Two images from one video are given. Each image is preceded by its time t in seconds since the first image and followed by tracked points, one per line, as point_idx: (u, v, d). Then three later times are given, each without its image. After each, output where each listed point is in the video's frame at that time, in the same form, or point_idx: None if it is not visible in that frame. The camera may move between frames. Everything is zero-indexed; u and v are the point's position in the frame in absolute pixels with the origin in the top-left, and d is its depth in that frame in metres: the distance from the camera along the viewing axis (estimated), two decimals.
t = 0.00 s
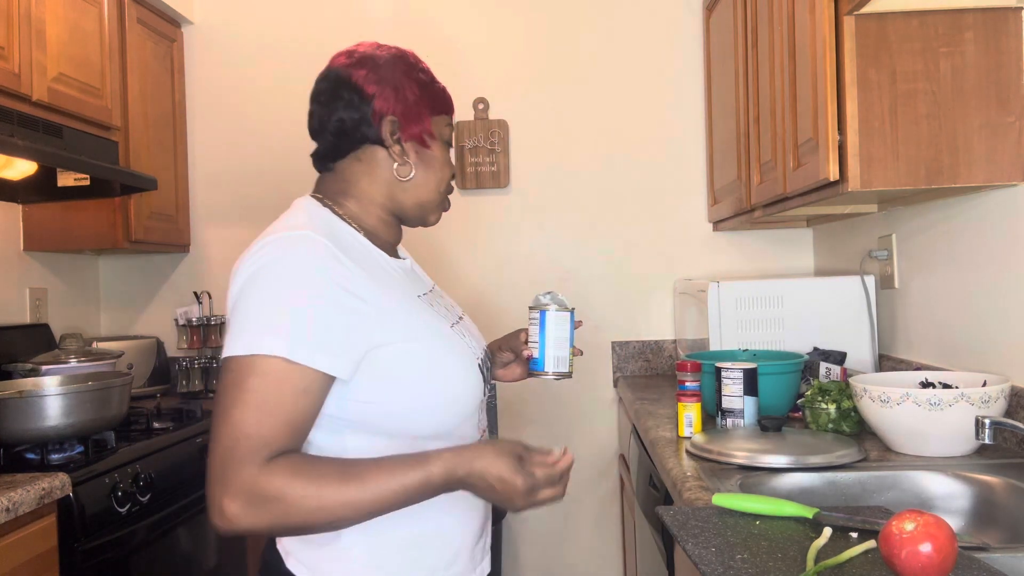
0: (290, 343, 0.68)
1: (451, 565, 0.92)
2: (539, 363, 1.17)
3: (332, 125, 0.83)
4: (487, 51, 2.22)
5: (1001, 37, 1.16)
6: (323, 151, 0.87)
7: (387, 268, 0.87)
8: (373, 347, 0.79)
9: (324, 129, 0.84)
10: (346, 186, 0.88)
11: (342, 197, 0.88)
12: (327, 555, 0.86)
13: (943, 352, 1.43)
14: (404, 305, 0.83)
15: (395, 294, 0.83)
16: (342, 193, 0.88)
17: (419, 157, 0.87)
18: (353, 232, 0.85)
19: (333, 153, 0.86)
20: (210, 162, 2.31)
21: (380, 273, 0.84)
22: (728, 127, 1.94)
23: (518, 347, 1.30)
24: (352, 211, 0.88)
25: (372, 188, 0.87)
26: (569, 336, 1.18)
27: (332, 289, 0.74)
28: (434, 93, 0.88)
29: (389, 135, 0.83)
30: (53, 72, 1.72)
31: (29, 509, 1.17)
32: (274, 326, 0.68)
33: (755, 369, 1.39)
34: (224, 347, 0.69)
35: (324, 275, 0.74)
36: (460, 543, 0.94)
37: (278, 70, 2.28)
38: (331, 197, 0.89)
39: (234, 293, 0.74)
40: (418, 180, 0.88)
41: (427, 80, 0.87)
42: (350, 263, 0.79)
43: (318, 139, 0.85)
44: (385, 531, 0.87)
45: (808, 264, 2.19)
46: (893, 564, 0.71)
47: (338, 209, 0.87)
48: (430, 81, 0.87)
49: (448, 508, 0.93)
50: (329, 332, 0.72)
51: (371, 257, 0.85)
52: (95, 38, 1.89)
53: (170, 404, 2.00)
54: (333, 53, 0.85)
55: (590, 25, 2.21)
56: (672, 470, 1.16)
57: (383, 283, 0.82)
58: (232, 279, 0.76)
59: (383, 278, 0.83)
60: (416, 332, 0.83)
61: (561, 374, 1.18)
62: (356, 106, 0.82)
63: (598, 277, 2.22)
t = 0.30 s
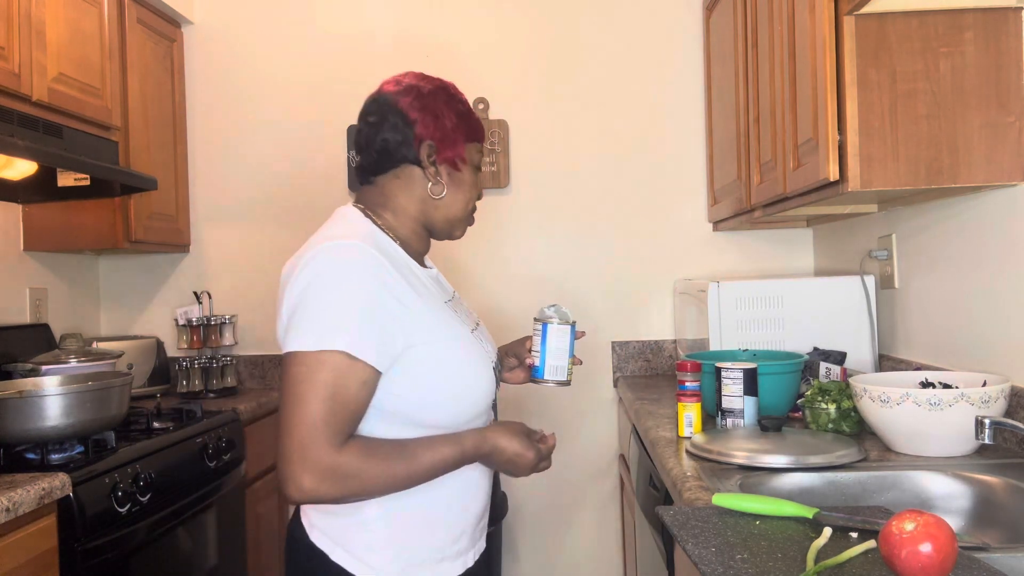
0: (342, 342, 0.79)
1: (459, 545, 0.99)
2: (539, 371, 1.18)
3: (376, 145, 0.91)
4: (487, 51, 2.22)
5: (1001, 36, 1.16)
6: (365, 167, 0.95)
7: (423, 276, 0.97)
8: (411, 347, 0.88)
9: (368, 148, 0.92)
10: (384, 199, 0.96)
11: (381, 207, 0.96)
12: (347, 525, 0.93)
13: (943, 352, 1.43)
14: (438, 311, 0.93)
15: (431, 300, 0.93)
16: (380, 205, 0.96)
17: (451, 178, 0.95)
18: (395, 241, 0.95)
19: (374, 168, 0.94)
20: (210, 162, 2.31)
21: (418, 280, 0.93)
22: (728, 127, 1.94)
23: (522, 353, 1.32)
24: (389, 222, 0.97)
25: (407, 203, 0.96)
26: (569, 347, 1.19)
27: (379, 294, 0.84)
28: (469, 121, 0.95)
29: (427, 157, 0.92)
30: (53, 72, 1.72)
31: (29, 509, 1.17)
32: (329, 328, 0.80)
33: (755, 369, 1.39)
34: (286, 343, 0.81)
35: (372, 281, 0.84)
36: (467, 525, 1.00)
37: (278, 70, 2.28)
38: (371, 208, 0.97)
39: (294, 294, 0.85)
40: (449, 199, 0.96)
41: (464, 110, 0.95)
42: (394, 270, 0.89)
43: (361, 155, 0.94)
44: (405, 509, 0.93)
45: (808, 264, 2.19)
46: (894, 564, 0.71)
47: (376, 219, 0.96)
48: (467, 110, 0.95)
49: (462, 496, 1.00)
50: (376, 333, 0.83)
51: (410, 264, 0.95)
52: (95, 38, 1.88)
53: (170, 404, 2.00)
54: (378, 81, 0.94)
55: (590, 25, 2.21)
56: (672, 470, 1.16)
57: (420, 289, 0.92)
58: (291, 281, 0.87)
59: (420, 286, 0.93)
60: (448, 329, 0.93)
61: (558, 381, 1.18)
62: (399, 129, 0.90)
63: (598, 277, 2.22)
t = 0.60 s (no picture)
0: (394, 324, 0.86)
1: (480, 525, 1.10)
2: (551, 374, 1.29)
3: (426, 152, 0.99)
4: (487, 51, 2.22)
5: (1001, 37, 1.16)
6: (405, 171, 1.03)
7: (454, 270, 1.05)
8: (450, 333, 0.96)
9: (416, 153, 1.00)
10: (422, 201, 1.03)
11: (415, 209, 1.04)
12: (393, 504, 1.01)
13: (943, 352, 1.43)
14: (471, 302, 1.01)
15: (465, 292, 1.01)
16: (417, 207, 1.03)
17: (486, 192, 1.05)
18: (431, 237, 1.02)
19: (418, 173, 1.02)
20: (210, 163, 2.31)
21: (453, 273, 1.01)
22: (728, 128, 1.94)
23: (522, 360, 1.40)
24: (424, 222, 1.03)
25: (444, 208, 1.03)
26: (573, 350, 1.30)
27: (424, 281, 0.91)
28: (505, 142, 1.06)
29: (471, 169, 1.01)
30: (53, 72, 1.72)
31: (30, 509, 1.17)
32: (381, 311, 0.86)
33: (755, 369, 1.39)
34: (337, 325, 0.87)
35: (418, 269, 0.91)
36: (485, 506, 1.12)
37: (278, 70, 2.28)
38: (408, 207, 1.04)
39: (344, 280, 0.91)
40: (481, 211, 1.06)
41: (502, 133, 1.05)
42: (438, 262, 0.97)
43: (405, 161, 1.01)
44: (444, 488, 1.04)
45: (808, 264, 2.19)
46: (894, 564, 0.71)
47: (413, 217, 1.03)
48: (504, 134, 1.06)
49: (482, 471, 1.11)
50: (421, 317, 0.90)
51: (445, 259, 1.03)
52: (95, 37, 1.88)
53: (170, 404, 2.00)
54: (425, 95, 1.02)
55: (590, 25, 2.21)
56: (672, 470, 1.16)
57: (457, 282, 1.00)
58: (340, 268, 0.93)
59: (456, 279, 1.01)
60: (480, 318, 1.01)
61: (568, 381, 1.31)
62: (450, 141, 0.99)
63: (598, 277, 2.22)
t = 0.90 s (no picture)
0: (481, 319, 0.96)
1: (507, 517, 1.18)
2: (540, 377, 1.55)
3: (468, 161, 1.10)
4: (488, 51, 2.22)
5: (1001, 37, 1.16)
6: (440, 176, 1.12)
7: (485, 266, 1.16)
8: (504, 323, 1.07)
9: (457, 161, 1.11)
10: (456, 207, 1.14)
11: (447, 212, 1.13)
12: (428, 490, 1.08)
13: (943, 352, 1.43)
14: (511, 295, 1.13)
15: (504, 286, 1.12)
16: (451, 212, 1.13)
17: (504, 202, 1.20)
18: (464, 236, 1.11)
19: (455, 180, 1.12)
20: (210, 163, 2.31)
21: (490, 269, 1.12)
22: (728, 127, 1.94)
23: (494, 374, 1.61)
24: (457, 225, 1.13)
25: (474, 214, 1.15)
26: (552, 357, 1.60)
27: (492, 281, 1.01)
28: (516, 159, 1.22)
29: (500, 182, 1.16)
30: (53, 72, 1.72)
31: (29, 509, 1.17)
32: (466, 308, 0.96)
33: (755, 369, 1.39)
34: (423, 326, 0.95)
35: (483, 266, 1.01)
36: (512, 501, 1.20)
37: (279, 70, 2.28)
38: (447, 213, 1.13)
39: (416, 284, 0.98)
40: (498, 219, 1.20)
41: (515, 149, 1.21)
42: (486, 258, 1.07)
43: (444, 168, 1.11)
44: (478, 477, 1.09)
45: (808, 264, 2.19)
46: (893, 564, 0.71)
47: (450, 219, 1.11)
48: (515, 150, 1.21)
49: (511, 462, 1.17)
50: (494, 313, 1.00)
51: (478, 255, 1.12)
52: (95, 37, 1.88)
53: (170, 404, 2.00)
54: (459, 107, 1.13)
55: (590, 25, 2.21)
56: (672, 470, 1.16)
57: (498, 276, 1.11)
58: (406, 274, 1.00)
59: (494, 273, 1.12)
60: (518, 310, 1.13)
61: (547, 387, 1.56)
62: (489, 153, 1.12)
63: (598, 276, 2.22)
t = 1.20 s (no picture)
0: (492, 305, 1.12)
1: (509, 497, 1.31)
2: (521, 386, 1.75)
3: (484, 184, 1.28)
4: (488, 51, 2.22)
5: (1001, 37, 1.16)
6: (458, 197, 1.29)
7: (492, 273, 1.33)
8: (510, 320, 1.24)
9: (474, 184, 1.28)
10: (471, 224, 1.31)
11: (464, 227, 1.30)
12: (442, 468, 1.22)
13: (943, 352, 1.43)
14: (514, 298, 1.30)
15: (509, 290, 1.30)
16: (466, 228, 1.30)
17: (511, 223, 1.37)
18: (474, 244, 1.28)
19: (472, 201, 1.29)
20: (210, 163, 2.31)
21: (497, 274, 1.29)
22: (728, 127, 1.94)
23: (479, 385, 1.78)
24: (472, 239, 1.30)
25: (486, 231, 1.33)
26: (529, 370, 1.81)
27: (502, 277, 1.17)
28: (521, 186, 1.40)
29: (509, 204, 1.34)
30: (53, 73, 1.72)
31: (29, 509, 1.17)
32: (480, 300, 1.12)
33: (755, 369, 1.39)
34: (443, 312, 1.11)
35: (494, 264, 1.17)
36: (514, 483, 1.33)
37: (279, 71, 2.28)
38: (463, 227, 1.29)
39: (438, 279, 1.14)
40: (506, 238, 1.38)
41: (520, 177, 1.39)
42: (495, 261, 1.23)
43: (462, 189, 1.28)
44: (488, 456, 1.24)
45: (808, 264, 2.19)
46: (894, 564, 0.71)
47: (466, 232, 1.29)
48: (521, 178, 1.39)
49: (512, 446, 1.32)
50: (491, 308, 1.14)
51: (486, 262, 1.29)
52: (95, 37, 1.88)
53: (170, 404, 2.00)
54: (475, 138, 1.31)
55: (590, 25, 2.21)
56: (672, 470, 1.16)
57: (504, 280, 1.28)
58: (427, 270, 1.16)
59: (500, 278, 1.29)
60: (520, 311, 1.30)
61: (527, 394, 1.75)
62: (502, 179, 1.30)
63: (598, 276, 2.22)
